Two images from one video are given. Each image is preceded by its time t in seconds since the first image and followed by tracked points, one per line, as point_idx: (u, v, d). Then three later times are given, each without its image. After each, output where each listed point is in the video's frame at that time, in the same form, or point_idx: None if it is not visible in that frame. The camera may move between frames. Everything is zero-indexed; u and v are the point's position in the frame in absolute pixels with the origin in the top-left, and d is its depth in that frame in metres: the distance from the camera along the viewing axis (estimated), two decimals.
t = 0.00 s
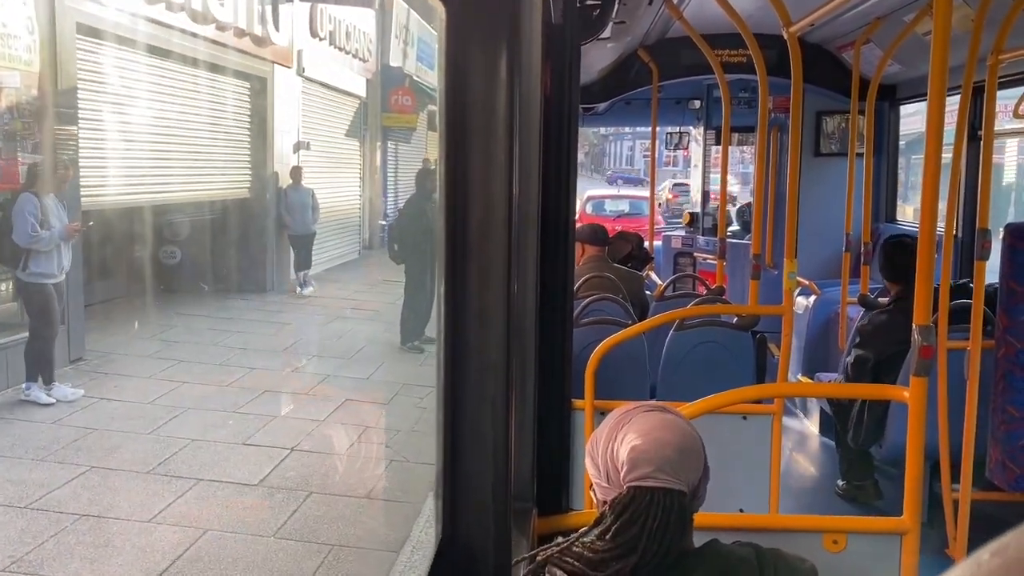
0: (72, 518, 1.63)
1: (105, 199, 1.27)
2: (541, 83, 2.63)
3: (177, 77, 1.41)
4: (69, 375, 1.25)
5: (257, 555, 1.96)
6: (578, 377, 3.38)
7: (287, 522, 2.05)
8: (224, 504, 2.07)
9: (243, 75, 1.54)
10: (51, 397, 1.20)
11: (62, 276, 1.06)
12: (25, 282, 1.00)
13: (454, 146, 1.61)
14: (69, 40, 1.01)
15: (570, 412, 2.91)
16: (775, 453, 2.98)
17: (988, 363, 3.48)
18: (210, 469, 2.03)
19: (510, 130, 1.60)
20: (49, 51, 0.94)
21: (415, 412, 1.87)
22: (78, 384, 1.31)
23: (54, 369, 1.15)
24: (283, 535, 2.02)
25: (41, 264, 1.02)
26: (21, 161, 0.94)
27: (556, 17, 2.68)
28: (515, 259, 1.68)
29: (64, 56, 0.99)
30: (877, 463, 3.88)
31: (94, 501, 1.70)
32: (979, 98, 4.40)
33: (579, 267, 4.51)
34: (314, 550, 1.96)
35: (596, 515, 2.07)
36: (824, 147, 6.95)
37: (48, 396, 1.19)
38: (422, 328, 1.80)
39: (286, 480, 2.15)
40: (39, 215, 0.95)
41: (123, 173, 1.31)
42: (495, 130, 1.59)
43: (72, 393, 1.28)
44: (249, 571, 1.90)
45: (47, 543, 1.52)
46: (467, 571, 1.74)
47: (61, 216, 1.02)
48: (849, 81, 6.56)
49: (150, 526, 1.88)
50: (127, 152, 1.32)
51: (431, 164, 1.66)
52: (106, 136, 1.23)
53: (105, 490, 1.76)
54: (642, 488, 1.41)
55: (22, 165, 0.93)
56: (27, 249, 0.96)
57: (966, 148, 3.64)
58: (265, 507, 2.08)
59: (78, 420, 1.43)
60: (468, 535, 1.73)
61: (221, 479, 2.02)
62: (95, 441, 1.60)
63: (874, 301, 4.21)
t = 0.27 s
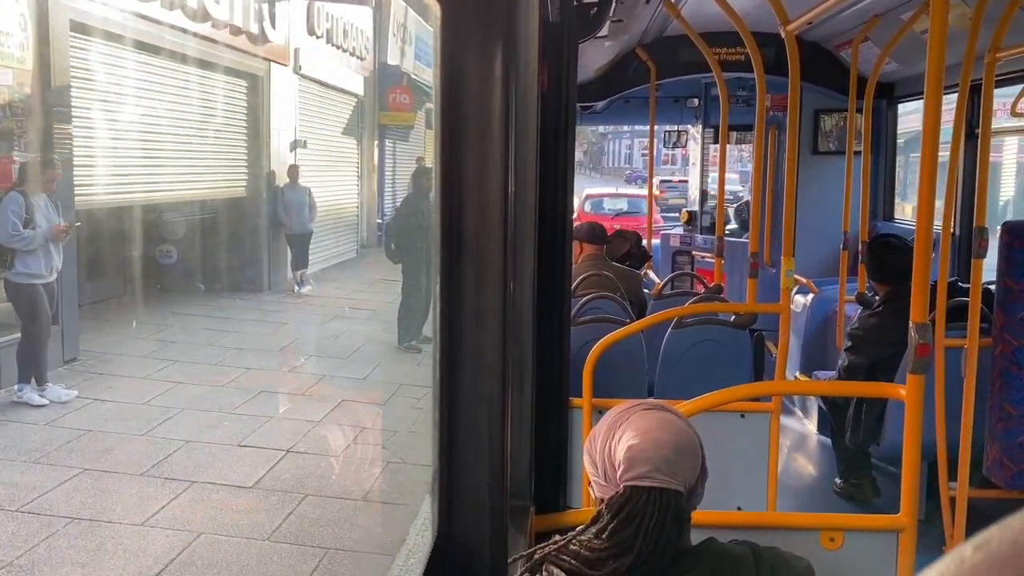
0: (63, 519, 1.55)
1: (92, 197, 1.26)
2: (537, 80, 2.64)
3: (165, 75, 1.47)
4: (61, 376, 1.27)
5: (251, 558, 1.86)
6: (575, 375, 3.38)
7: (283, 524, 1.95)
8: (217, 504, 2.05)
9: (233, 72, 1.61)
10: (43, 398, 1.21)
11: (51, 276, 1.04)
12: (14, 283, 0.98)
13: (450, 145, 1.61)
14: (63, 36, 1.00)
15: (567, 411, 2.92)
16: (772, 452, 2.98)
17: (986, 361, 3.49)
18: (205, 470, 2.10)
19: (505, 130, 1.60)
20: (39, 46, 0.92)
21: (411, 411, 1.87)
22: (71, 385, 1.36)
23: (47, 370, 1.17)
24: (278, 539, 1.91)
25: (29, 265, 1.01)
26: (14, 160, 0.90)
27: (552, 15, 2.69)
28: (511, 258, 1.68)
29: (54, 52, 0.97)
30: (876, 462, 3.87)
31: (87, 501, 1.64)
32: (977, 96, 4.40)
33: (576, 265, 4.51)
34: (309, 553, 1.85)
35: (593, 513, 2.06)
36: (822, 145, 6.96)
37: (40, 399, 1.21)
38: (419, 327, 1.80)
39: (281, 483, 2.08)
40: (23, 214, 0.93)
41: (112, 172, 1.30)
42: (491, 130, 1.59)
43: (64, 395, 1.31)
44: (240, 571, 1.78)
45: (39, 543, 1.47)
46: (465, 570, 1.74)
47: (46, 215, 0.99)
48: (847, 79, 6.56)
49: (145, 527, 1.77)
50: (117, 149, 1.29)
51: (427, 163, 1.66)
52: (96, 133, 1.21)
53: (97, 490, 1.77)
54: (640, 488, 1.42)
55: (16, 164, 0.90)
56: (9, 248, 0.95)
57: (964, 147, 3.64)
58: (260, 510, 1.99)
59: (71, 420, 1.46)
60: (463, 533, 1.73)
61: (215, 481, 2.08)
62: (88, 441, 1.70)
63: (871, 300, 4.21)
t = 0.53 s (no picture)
0: (60, 519, 1.55)
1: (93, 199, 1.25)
2: (538, 77, 2.64)
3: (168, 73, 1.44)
4: (60, 373, 1.25)
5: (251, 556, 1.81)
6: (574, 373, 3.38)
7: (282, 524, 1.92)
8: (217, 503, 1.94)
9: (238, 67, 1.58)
10: (42, 395, 1.19)
11: (45, 274, 1.04)
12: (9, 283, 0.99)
13: (450, 142, 1.60)
14: (60, 32, 1.00)
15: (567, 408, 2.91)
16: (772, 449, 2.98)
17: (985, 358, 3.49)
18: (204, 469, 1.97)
19: (506, 127, 1.59)
20: (36, 43, 0.92)
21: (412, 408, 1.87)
22: (69, 384, 1.33)
23: (45, 367, 1.15)
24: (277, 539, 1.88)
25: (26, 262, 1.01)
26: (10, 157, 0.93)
27: (552, 11, 2.69)
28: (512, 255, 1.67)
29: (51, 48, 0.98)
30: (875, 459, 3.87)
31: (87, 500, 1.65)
32: (976, 92, 4.40)
33: (576, 263, 4.51)
34: (309, 552, 1.86)
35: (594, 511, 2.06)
36: (821, 142, 6.96)
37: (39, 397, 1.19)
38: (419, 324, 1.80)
39: (280, 481, 2.08)
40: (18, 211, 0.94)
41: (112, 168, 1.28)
42: (491, 127, 1.59)
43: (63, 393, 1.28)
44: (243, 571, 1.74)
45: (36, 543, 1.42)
46: (466, 566, 1.74)
47: (45, 212, 1.00)
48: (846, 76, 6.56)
49: (142, 527, 1.72)
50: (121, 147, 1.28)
51: (427, 160, 1.65)
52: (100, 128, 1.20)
53: (95, 488, 1.70)
54: (641, 485, 1.41)
55: (12, 160, 0.94)
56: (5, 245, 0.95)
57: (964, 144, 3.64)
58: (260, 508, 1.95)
59: (69, 418, 1.43)
60: (464, 530, 1.73)
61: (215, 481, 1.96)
62: (87, 439, 1.62)
63: (870, 296, 4.22)
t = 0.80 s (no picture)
0: (62, 513, 1.39)
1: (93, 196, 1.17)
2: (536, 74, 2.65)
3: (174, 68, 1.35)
4: (64, 368, 1.24)
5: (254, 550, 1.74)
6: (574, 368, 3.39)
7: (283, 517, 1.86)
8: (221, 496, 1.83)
9: (238, 65, 1.48)
10: (42, 390, 1.18)
11: (44, 270, 1.02)
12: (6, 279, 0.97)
13: (449, 139, 1.61)
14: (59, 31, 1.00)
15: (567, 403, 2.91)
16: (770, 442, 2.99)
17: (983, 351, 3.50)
18: (204, 464, 1.82)
19: (506, 122, 1.60)
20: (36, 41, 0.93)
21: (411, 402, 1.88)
22: (70, 379, 1.26)
23: (46, 362, 1.15)
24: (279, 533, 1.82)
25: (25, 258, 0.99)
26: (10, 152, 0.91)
27: (551, 7, 2.70)
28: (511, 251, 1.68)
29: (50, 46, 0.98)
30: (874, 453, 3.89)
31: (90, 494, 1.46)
32: (974, 86, 4.41)
33: (575, 258, 4.52)
34: (309, 547, 1.80)
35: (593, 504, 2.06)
36: (820, 137, 6.97)
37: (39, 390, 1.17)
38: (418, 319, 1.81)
39: (281, 475, 1.94)
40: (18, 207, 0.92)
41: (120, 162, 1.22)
42: (490, 122, 1.59)
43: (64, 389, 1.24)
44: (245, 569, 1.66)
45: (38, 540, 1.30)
46: (466, 558, 1.75)
47: (45, 209, 1.00)
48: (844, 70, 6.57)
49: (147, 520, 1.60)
50: (123, 143, 1.21)
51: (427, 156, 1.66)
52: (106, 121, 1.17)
53: (97, 484, 1.48)
54: (639, 480, 1.42)
55: (11, 156, 0.91)
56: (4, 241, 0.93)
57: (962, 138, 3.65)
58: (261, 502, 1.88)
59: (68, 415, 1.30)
60: (464, 523, 1.74)
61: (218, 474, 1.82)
62: (87, 432, 1.43)
63: (869, 291, 4.23)
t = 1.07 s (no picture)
0: (61, 510, 1.33)
1: (93, 199, 1.18)
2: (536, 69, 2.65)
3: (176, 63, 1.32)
4: (63, 364, 1.23)
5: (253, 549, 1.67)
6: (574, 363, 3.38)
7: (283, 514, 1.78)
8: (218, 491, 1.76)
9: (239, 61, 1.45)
10: (42, 387, 1.18)
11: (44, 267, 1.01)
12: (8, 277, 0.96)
13: (449, 134, 1.61)
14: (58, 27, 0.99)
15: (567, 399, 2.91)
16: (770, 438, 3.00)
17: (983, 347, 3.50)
18: (203, 461, 1.78)
19: (506, 118, 1.59)
20: (36, 40, 0.93)
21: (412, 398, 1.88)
22: (70, 376, 1.28)
23: (45, 359, 1.14)
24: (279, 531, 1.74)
25: (24, 255, 0.99)
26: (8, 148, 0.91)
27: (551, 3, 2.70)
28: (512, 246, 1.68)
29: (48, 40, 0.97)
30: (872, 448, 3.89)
31: (83, 487, 1.41)
32: (974, 82, 4.41)
33: (575, 254, 4.52)
34: (308, 543, 1.76)
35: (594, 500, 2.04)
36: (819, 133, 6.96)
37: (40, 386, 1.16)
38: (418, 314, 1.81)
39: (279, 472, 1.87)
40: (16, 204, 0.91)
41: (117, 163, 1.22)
42: (490, 118, 1.59)
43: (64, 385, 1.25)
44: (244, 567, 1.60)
45: (37, 537, 1.26)
46: (466, 554, 1.75)
47: (43, 205, 0.99)
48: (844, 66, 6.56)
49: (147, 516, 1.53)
50: (125, 142, 1.22)
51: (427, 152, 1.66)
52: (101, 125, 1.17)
53: (96, 481, 1.47)
54: (638, 476, 1.42)
55: (10, 152, 0.91)
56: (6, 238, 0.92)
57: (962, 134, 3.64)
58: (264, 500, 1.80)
59: (69, 412, 1.31)
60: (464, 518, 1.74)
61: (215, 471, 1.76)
62: (86, 429, 1.41)
63: (869, 286, 4.23)
